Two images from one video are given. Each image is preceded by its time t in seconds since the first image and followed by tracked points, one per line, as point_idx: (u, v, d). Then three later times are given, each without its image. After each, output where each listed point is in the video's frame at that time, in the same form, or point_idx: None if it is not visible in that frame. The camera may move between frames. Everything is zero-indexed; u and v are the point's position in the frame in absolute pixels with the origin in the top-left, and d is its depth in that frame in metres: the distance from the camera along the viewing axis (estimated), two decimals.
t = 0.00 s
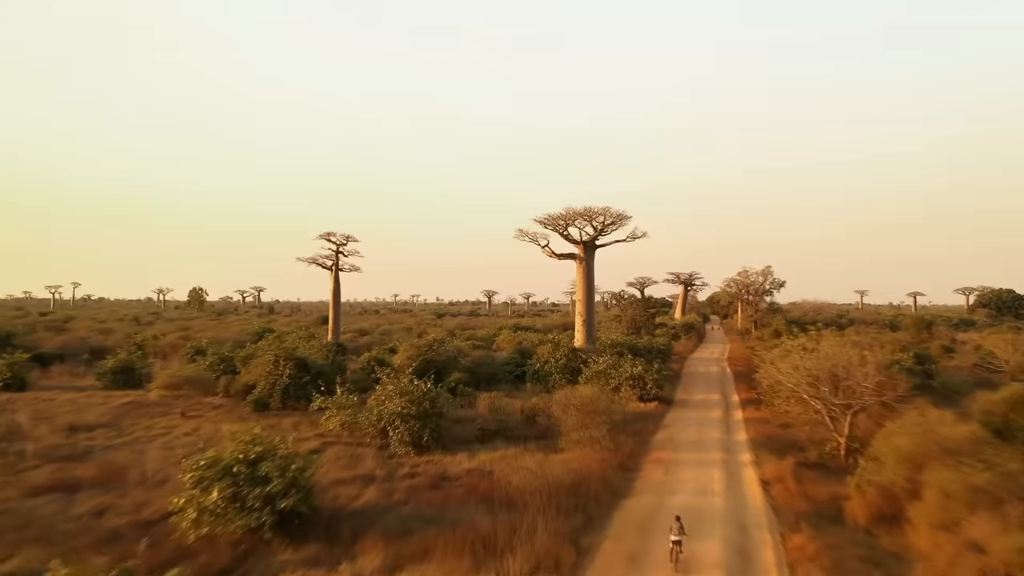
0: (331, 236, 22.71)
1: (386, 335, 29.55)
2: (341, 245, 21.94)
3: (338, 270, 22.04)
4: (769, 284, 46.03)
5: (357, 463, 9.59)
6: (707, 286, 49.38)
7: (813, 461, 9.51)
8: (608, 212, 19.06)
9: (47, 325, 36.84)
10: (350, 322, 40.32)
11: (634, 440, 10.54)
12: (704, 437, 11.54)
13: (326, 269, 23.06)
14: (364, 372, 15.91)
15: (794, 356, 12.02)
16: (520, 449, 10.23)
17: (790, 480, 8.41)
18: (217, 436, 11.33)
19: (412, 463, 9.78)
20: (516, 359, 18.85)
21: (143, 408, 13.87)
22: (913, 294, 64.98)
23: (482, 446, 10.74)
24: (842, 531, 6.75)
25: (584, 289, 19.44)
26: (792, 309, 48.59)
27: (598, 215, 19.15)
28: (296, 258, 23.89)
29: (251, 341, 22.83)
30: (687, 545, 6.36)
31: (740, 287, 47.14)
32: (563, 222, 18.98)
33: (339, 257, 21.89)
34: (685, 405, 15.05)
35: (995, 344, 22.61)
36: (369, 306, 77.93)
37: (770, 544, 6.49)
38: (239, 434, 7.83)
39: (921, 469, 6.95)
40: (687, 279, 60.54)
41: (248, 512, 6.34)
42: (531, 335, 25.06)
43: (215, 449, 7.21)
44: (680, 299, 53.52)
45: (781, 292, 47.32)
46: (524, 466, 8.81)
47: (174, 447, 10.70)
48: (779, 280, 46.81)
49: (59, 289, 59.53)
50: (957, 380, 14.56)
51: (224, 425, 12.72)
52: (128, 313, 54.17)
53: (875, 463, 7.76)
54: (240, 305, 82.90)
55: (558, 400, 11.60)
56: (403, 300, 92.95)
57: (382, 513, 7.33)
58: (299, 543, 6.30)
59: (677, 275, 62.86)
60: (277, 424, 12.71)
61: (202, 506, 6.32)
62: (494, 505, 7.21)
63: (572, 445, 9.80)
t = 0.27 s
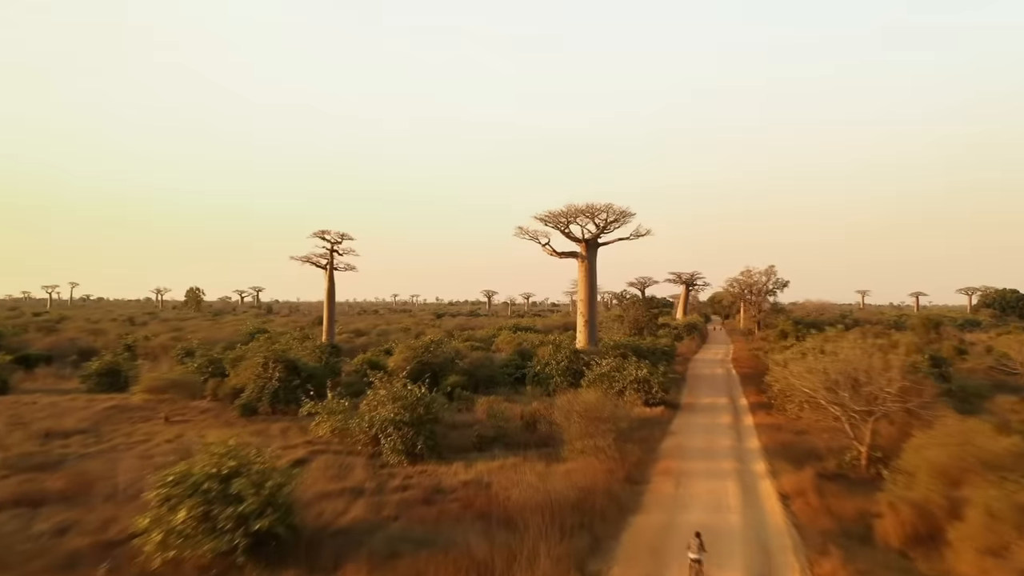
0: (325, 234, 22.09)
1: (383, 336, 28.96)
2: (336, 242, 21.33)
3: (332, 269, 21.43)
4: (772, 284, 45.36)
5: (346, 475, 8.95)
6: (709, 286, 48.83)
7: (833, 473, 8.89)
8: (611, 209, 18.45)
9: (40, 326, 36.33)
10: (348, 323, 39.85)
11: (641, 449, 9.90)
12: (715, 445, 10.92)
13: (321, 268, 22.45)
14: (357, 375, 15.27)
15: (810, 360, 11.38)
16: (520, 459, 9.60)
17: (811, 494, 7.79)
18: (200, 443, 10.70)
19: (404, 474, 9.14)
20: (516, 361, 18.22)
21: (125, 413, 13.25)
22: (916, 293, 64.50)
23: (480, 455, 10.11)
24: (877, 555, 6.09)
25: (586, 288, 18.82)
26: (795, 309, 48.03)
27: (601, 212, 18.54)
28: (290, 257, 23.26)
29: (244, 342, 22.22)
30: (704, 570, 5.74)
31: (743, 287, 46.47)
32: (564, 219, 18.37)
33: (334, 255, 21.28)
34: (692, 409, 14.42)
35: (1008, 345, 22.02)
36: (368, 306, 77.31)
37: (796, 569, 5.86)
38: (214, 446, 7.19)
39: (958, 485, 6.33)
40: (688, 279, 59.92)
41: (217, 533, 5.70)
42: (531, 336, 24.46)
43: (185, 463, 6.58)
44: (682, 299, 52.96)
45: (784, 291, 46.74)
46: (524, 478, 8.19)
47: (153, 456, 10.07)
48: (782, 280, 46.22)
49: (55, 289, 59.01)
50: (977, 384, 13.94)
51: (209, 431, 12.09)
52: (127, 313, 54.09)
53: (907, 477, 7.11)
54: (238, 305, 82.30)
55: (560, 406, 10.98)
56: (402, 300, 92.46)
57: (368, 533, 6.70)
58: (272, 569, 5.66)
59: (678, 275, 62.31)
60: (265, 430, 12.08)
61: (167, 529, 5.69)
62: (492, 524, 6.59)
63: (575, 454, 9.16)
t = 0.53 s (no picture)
0: (320, 233, 21.55)
1: (380, 337, 28.40)
2: (331, 240, 20.78)
3: (327, 268, 20.88)
4: (775, 284, 44.76)
5: (334, 488, 8.41)
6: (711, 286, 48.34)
7: (853, 484, 8.36)
8: (614, 206, 17.92)
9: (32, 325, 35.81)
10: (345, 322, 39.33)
11: (648, 458, 9.36)
12: (725, 452, 10.38)
13: (316, 267, 21.90)
14: (351, 378, 14.73)
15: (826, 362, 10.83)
16: (521, 468, 9.05)
17: (833, 509, 7.25)
18: (183, 452, 10.16)
19: (397, 485, 8.61)
20: (516, 362, 17.67)
21: (108, 417, 12.71)
22: (919, 292, 64.00)
23: (478, 464, 9.58)
24: None
25: (588, 287, 18.29)
26: (797, 309, 47.53)
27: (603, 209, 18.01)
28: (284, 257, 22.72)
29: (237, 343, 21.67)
30: None
31: (745, 287, 45.88)
32: (565, 216, 17.84)
33: (329, 253, 20.73)
34: (699, 414, 13.88)
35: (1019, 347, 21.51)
36: (367, 306, 76.76)
37: None
38: (188, 459, 6.65)
39: (998, 502, 5.80)
40: (689, 278, 59.39)
41: (185, 557, 5.17)
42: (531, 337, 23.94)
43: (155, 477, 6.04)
44: (683, 300, 52.47)
45: (786, 291, 46.22)
46: (525, 491, 7.64)
47: (132, 465, 9.54)
48: (785, 280, 45.72)
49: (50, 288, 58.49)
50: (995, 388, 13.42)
51: (194, 438, 11.55)
52: (123, 313, 53.61)
53: (941, 490, 6.56)
54: (236, 305, 81.74)
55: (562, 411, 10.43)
56: (401, 299, 91.97)
57: (354, 552, 6.16)
58: None
59: (679, 275, 61.81)
60: (253, 436, 11.54)
61: (129, 553, 5.16)
62: (490, 544, 6.04)
63: (578, 463, 8.62)
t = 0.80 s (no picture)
0: (314, 230, 20.93)
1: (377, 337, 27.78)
2: (326, 238, 20.16)
3: (321, 267, 20.24)
4: (778, 283, 44.07)
5: (320, 502, 7.75)
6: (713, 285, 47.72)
7: (879, 500, 7.73)
8: (617, 202, 17.29)
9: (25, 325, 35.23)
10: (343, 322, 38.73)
11: (658, 469, 8.71)
12: (738, 462, 9.75)
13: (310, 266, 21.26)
14: (343, 382, 14.11)
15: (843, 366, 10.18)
16: (521, 481, 8.41)
17: (862, 529, 6.62)
18: (161, 463, 9.54)
19: (386, 499, 7.97)
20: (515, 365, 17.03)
21: (87, 423, 12.09)
22: (923, 292, 63.39)
23: (475, 475, 8.94)
24: None
25: (590, 287, 17.67)
26: (801, 309, 46.91)
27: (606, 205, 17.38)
28: (277, 255, 22.09)
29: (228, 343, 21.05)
30: None
31: (748, 287, 45.19)
32: (567, 212, 17.21)
33: (323, 251, 20.11)
34: (707, 419, 13.25)
35: None
36: (365, 306, 76.10)
37: None
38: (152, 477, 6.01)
39: None
40: (691, 278, 58.75)
41: None
42: (531, 337, 23.32)
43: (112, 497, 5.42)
44: (685, 299, 51.86)
45: (790, 291, 45.60)
46: (525, 509, 6.99)
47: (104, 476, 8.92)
48: (789, 279, 45.10)
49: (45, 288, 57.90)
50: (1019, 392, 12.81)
51: (175, 445, 10.94)
52: (119, 313, 53.04)
53: (986, 510, 5.92)
54: (233, 305, 81.15)
55: (564, 418, 9.79)
56: (400, 299, 91.35)
57: None
58: None
59: (681, 275, 61.20)
60: (238, 444, 10.90)
61: None
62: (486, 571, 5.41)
63: (582, 476, 7.99)
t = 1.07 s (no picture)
0: (308, 228, 20.32)
1: (373, 337, 27.17)
2: (319, 235, 19.55)
3: (315, 265, 19.64)
4: (782, 283, 43.42)
5: (303, 518, 7.14)
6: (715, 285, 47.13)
7: (909, 517, 7.15)
8: (621, 198, 16.69)
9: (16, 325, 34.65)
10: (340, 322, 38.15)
11: (668, 481, 8.10)
12: (752, 473, 9.14)
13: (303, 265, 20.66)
14: (335, 385, 13.50)
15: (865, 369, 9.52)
16: (522, 495, 7.79)
17: (897, 552, 6.02)
18: (137, 475, 8.94)
19: (376, 514, 7.35)
20: (515, 366, 16.42)
21: (64, 429, 11.49)
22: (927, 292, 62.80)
23: (472, 487, 8.33)
24: None
25: (592, 285, 17.07)
26: (804, 309, 46.31)
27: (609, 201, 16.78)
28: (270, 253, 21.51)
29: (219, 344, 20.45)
30: None
31: (752, 286, 44.55)
32: (568, 208, 16.60)
33: (316, 249, 19.50)
34: (716, 425, 12.65)
35: None
36: (364, 306, 75.48)
37: None
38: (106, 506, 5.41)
39: None
40: (693, 278, 58.17)
41: None
42: (530, 338, 22.74)
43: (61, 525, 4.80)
44: (687, 299, 51.28)
45: (794, 290, 45.00)
46: (525, 530, 6.38)
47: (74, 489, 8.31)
48: (792, 279, 44.50)
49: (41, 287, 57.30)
50: None
51: (155, 453, 10.34)
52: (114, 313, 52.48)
53: None
54: (231, 304, 80.57)
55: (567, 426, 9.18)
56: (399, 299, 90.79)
57: None
58: None
59: (682, 274, 60.62)
60: (221, 452, 10.30)
61: None
62: None
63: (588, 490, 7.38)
